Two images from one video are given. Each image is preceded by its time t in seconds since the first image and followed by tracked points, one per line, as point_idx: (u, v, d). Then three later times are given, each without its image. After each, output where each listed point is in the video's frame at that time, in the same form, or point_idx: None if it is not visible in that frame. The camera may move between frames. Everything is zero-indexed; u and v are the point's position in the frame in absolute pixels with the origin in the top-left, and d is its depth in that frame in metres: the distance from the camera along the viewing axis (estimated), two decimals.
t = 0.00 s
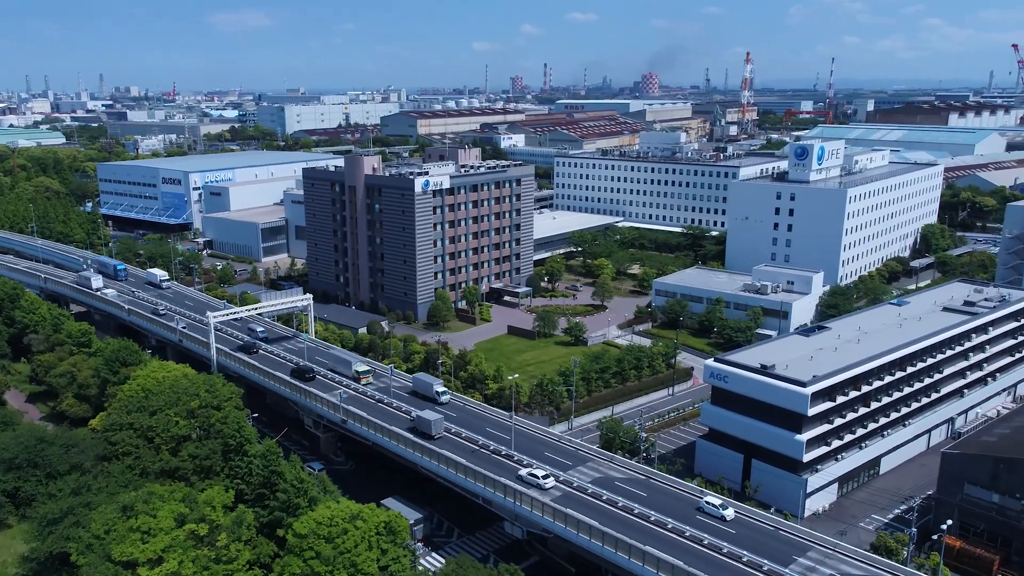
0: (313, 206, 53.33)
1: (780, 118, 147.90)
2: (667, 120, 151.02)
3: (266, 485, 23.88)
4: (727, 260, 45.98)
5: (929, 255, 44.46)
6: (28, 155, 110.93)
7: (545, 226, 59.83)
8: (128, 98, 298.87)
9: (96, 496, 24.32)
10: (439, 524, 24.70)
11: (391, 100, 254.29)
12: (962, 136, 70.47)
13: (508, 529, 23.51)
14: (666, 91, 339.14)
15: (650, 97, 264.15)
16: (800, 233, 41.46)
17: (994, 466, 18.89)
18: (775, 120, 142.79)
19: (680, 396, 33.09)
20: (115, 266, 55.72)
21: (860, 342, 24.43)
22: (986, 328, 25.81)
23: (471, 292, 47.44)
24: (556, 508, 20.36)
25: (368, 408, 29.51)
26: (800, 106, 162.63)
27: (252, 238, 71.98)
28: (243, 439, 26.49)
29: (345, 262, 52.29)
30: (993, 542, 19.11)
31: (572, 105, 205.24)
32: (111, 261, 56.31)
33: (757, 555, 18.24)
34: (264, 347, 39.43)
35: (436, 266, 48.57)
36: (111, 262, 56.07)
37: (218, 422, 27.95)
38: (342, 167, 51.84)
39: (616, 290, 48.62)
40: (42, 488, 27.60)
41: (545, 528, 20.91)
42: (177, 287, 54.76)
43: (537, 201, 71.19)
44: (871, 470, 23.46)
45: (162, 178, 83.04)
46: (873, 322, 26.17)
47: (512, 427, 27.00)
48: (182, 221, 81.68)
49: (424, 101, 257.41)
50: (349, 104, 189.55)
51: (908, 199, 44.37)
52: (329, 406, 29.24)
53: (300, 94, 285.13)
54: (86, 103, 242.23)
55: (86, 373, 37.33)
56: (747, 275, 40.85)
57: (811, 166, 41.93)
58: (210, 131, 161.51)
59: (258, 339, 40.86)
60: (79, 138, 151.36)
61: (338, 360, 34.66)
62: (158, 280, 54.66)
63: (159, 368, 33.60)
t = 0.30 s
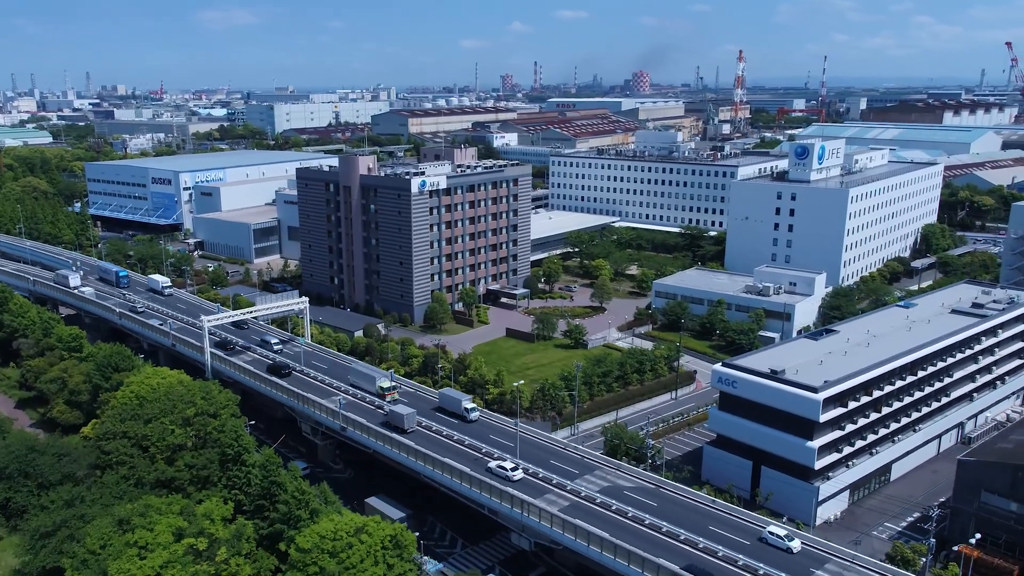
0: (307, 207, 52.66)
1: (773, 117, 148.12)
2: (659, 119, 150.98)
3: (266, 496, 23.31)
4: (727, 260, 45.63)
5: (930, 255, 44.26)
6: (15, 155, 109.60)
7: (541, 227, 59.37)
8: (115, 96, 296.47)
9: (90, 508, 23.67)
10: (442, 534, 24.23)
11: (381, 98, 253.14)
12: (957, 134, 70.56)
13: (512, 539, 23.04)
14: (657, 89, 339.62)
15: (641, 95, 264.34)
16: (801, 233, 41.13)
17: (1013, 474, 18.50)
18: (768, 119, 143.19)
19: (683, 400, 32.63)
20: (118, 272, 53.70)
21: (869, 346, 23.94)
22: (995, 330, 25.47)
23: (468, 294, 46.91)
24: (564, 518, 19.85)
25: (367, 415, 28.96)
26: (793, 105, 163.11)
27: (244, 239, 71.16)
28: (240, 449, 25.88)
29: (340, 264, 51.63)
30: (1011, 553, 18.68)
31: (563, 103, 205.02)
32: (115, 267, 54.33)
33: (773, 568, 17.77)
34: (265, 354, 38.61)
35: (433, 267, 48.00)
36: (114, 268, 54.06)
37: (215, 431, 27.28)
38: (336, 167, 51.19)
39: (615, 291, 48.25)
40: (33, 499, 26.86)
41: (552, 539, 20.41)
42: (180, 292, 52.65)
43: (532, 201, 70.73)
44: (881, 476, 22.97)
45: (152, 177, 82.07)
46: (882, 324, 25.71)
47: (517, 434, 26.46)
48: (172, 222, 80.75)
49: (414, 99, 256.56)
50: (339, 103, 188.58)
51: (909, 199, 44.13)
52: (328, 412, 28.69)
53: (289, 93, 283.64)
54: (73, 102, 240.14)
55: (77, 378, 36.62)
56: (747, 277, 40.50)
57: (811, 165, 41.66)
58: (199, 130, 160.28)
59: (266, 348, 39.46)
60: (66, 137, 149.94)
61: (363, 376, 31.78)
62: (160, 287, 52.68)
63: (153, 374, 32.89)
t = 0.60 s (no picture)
0: (301, 208, 51.96)
1: (765, 115, 148.41)
2: (652, 117, 150.99)
3: (266, 508, 22.71)
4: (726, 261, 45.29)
5: (930, 255, 44.10)
6: None
7: (537, 227, 58.89)
8: (102, 94, 293.80)
9: (84, 520, 22.98)
10: (446, 544, 23.74)
11: (371, 96, 252.16)
12: (952, 133, 70.71)
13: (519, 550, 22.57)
14: (647, 87, 340.24)
15: (631, 94, 264.66)
16: (802, 233, 40.81)
17: None
18: (760, 117, 143.76)
19: (686, 405, 32.15)
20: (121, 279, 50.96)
21: (879, 349, 23.47)
22: (1005, 333, 25.16)
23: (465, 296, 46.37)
24: (574, 530, 19.35)
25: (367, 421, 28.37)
26: (785, 103, 163.62)
27: (235, 239, 70.31)
28: (239, 458, 25.23)
29: (334, 265, 50.97)
30: None
31: (554, 101, 204.82)
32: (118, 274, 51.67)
33: None
34: (281, 365, 36.81)
35: (429, 269, 47.45)
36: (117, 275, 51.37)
37: (213, 439, 26.63)
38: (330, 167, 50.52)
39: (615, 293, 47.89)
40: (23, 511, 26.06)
41: (561, 551, 19.91)
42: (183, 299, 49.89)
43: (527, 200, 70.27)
44: (893, 482, 22.51)
45: (141, 177, 81.04)
46: (891, 327, 25.28)
47: (523, 442, 25.86)
48: (162, 222, 79.77)
49: (403, 97, 255.56)
50: (329, 101, 187.52)
51: (909, 198, 43.89)
52: (327, 419, 28.09)
53: (277, 91, 281.91)
54: (58, 100, 237.72)
55: (68, 384, 35.84)
56: (748, 278, 40.16)
57: (811, 164, 41.39)
58: (187, 128, 158.86)
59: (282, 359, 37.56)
60: (52, 136, 148.29)
61: (388, 394, 29.85)
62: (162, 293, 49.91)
63: (147, 380, 32.17)
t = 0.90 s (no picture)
0: (295, 209, 51.27)
1: (758, 114, 148.83)
2: (645, 116, 151.02)
3: (267, 520, 22.19)
4: (726, 261, 44.96)
5: (931, 255, 43.92)
6: None
7: (534, 227, 58.40)
8: (89, 93, 291.21)
9: (78, 533, 22.30)
10: (450, 554, 23.30)
11: (361, 96, 251.00)
12: (948, 132, 70.85)
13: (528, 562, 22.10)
14: (638, 86, 340.82)
15: (623, 92, 265.12)
16: (803, 234, 40.50)
17: None
18: (753, 117, 144.31)
19: (690, 409, 31.66)
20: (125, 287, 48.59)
21: (890, 353, 23.01)
22: (1015, 336, 24.85)
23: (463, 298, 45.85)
24: (586, 542, 18.86)
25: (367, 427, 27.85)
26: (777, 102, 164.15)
27: (227, 240, 69.46)
28: (239, 468, 24.67)
29: (329, 267, 50.32)
30: None
31: (545, 100, 204.56)
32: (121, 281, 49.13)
33: None
34: (301, 380, 34.26)
35: (426, 270, 46.88)
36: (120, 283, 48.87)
37: (210, 448, 26.01)
38: (325, 167, 49.85)
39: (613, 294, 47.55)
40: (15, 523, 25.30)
41: (570, 563, 19.43)
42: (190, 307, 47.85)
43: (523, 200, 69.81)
44: (905, 490, 22.06)
45: (130, 177, 80.03)
46: (900, 330, 24.86)
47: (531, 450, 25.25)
48: (152, 223, 78.80)
49: (393, 96, 254.67)
50: (319, 100, 186.52)
51: (910, 198, 43.63)
52: (327, 426, 27.55)
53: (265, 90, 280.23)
54: (45, 99, 235.38)
55: (60, 390, 35.09)
56: (749, 279, 39.81)
57: (812, 164, 41.11)
58: (175, 127, 157.48)
59: (302, 374, 34.94)
60: (38, 135, 146.66)
61: (420, 412, 27.47)
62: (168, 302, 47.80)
63: (141, 387, 31.49)
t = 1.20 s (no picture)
0: (289, 209, 50.58)
1: (750, 113, 149.15)
2: (637, 115, 151.03)
3: (269, 532, 21.69)
4: (726, 262, 44.63)
5: (931, 255, 43.77)
6: None
7: (530, 228, 57.93)
8: (74, 91, 288.56)
9: (74, 547, 21.66)
10: (455, 565, 22.90)
11: (351, 94, 249.84)
12: (943, 131, 71.01)
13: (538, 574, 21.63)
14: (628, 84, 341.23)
15: (614, 91, 265.38)
16: (804, 234, 40.22)
17: None
18: (745, 115, 144.69)
19: (695, 413, 31.17)
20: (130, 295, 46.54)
21: (902, 357, 22.62)
22: None
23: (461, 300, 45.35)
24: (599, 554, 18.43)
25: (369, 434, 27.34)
26: (769, 100, 164.64)
27: (218, 241, 68.62)
28: (239, 478, 24.13)
29: (324, 269, 49.68)
30: None
31: (536, 98, 204.27)
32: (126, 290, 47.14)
33: None
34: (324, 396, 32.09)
35: (423, 272, 46.34)
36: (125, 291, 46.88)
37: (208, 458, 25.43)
38: (319, 167, 49.19)
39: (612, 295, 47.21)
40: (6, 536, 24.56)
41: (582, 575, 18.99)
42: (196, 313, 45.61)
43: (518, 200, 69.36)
44: (919, 497, 21.70)
45: (120, 177, 79.03)
46: (911, 333, 24.49)
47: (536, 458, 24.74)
48: (142, 223, 77.82)
49: (382, 95, 253.79)
50: (308, 99, 185.48)
51: (911, 197, 43.40)
52: (328, 433, 27.00)
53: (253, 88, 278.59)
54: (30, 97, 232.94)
55: (51, 396, 34.30)
56: (751, 280, 39.50)
57: (813, 164, 40.85)
58: (164, 127, 156.16)
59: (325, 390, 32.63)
60: (23, 134, 144.93)
61: (456, 432, 25.53)
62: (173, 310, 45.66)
63: (136, 394, 30.84)
